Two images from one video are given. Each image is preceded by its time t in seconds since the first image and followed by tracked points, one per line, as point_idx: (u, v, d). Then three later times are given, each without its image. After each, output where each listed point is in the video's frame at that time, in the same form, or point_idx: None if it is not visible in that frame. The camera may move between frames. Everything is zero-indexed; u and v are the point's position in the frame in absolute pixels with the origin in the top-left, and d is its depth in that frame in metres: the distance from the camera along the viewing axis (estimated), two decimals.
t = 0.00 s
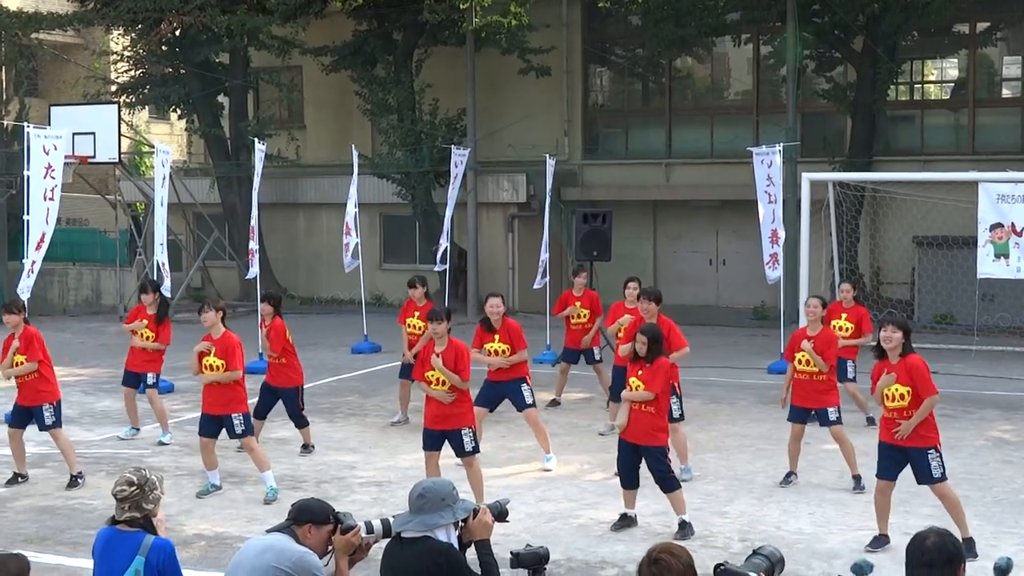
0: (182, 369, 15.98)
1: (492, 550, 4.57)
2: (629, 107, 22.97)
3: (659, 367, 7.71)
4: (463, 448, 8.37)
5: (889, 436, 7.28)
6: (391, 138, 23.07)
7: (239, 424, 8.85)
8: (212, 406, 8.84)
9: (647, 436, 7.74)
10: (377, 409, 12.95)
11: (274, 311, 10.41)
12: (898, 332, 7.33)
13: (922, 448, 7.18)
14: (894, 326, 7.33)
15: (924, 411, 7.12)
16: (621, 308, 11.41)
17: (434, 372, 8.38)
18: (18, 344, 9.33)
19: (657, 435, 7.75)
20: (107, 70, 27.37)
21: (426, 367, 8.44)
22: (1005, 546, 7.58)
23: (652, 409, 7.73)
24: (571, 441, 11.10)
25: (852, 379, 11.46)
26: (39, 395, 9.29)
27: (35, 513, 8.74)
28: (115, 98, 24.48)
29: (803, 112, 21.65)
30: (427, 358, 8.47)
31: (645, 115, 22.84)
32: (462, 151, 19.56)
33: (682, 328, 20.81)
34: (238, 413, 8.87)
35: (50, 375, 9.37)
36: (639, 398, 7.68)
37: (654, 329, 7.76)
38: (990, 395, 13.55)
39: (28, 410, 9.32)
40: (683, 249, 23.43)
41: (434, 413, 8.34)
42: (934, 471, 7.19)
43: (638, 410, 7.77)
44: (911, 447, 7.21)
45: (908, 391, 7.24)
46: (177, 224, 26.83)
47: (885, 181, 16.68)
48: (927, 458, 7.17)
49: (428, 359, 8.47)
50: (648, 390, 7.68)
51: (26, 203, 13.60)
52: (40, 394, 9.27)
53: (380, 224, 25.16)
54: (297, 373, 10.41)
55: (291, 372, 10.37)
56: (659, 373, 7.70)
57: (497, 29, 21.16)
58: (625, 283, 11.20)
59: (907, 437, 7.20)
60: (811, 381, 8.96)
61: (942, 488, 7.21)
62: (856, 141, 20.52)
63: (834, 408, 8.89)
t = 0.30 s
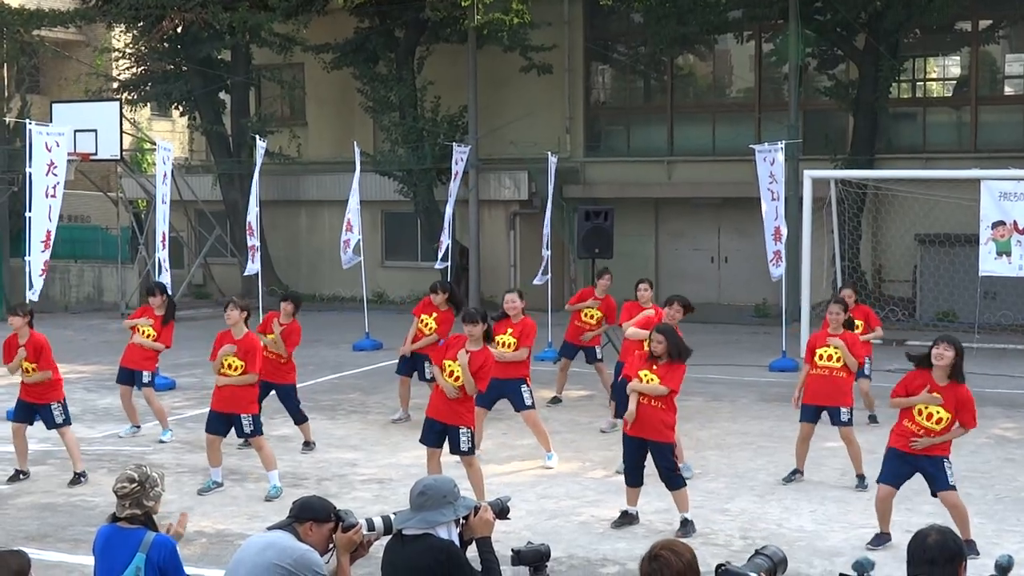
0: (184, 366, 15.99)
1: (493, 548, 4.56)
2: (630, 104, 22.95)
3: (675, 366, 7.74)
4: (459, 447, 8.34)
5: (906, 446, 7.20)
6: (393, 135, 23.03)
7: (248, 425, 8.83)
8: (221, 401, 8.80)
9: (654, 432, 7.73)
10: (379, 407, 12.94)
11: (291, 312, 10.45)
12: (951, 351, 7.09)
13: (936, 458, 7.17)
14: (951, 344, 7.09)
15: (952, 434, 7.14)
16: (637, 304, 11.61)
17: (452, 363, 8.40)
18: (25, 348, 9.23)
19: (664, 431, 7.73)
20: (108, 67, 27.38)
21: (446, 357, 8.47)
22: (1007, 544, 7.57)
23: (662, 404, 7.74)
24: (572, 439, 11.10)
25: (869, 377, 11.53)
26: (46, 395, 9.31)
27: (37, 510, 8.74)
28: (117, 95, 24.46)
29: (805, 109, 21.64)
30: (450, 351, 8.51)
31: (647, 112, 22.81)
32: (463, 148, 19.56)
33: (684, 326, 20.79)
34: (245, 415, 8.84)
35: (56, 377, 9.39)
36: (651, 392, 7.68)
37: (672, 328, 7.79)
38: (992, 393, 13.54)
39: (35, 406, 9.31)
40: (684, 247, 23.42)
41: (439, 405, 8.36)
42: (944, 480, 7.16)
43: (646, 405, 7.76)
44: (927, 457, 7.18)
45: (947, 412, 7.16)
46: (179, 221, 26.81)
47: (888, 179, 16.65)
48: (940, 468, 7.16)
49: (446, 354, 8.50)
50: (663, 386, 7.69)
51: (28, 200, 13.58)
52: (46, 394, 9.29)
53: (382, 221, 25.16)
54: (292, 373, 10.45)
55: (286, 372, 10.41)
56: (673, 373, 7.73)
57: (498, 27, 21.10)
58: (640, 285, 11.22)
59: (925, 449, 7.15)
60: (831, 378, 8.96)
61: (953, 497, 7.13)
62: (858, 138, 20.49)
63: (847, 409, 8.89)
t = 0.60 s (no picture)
0: (188, 364, 16.01)
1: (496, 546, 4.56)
2: (633, 102, 22.94)
3: (655, 357, 7.81)
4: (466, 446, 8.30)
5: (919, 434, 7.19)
6: (396, 133, 23.03)
7: (249, 425, 8.82)
8: (222, 396, 8.81)
9: (649, 430, 7.75)
10: (382, 404, 12.95)
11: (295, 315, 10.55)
12: (958, 348, 7.19)
13: (944, 452, 7.14)
14: (957, 339, 7.20)
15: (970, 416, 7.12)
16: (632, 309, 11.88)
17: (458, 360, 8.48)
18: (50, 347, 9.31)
19: (659, 426, 7.75)
20: (111, 65, 27.40)
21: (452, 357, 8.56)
22: (1011, 541, 7.56)
23: (653, 398, 7.77)
24: (575, 436, 11.10)
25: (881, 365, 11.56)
26: (45, 395, 9.32)
27: (40, 508, 8.75)
28: (120, 93, 24.48)
29: (809, 107, 21.62)
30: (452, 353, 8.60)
31: (650, 110, 22.80)
32: (465, 145, 19.57)
33: (686, 323, 20.79)
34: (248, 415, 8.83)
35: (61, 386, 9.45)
36: (638, 389, 7.74)
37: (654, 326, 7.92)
38: (996, 391, 13.52)
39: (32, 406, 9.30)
40: (688, 244, 23.41)
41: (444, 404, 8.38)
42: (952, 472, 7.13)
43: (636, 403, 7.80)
44: (939, 444, 7.16)
45: (960, 391, 7.17)
46: (182, 218, 26.80)
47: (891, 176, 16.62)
48: (948, 464, 7.13)
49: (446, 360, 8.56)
50: (648, 378, 7.75)
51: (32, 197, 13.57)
52: (47, 394, 9.32)
53: (385, 219, 25.16)
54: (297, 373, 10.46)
55: (289, 371, 10.39)
56: (657, 365, 7.80)
57: (501, 24, 21.07)
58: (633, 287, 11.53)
59: (937, 438, 7.15)
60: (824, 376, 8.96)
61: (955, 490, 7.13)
62: (861, 136, 20.48)
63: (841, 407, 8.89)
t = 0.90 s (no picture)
0: (190, 362, 16.02)
1: (499, 543, 4.57)
2: (635, 99, 22.94)
3: (634, 360, 7.71)
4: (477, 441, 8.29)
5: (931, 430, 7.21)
6: (398, 131, 23.05)
7: (251, 421, 8.81)
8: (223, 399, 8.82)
9: (648, 427, 7.78)
10: (385, 402, 12.95)
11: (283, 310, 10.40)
12: (924, 335, 7.33)
13: (958, 443, 7.14)
14: (922, 328, 7.35)
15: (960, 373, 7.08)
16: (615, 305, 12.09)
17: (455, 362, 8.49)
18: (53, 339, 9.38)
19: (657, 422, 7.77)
20: (113, 63, 27.42)
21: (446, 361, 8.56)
22: (1013, 538, 7.55)
23: (648, 400, 7.76)
24: (577, 434, 11.09)
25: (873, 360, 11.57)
26: (49, 390, 9.30)
27: (42, 506, 8.76)
28: (122, 90, 24.52)
29: (811, 104, 21.62)
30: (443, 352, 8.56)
31: (652, 108, 22.80)
32: (468, 143, 19.54)
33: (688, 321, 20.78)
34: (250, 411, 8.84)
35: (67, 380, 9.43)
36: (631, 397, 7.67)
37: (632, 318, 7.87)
38: (998, 388, 13.51)
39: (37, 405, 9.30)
40: (690, 242, 23.41)
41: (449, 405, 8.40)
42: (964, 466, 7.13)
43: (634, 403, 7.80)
44: (952, 438, 7.16)
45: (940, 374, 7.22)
46: (184, 216, 26.80)
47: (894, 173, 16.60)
48: (962, 455, 7.12)
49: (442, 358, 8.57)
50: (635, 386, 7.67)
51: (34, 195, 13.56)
52: (51, 389, 9.30)
53: (387, 217, 25.17)
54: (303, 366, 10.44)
55: (292, 367, 10.38)
56: (639, 363, 7.71)
57: (503, 22, 21.06)
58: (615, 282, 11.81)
59: (948, 430, 7.15)
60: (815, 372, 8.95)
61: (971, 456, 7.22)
62: (863, 133, 20.46)
63: (836, 400, 8.91)
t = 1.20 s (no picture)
0: (192, 360, 16.03)
1: (501, 541, 4.57)
2: (637, 97, 22.93)
3: (648, 371, 7.70)
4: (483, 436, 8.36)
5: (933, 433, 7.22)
6: (400, 129, 23.06)
7: (265, 415, 8.85)
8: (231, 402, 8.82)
9: (652, 423, 7.78)
10: (387, 400, 12.95)
11: (274, 304, 10.46)
12: (923, 334, 7.23)
13: (961, 444, 7.14)
14: (921, 326, 7.24)
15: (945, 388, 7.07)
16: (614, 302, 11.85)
17: (462, 360, 8.38)
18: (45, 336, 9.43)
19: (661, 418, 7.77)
20: (115, 61, 27.47)
21: (451, 358, 8.43)
22: (1015, 536, 7.55)
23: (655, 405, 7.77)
24: (579, 431, 11.09)
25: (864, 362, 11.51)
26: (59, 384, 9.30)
27: (45, 503, 8.77)
28: (124, 88, 24.54)
29: (813, 101, 21.61)
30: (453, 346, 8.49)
31: (654, 105, 22.80)
32: (470, 141, 19.53)
33: (690, 318, 20.76)
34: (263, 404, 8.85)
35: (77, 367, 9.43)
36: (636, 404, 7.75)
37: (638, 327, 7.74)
38: (1000, 385, 13.49)
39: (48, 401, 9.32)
40: (692, 239, 23.39)
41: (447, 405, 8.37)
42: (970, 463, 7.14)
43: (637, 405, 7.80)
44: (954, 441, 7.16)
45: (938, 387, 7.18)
46: (186, 214, 26.83)
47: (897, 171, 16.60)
48: (966, 454, 7.12)
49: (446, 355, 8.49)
50: (642, 396, 7.73)
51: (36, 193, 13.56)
52: (60, 383, 9.29)
53: (389, 215, 25.16)
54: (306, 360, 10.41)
55: (299, 362, 10.37)
56: (648, 372, 7.71)
57: (505, 20, 21.02)
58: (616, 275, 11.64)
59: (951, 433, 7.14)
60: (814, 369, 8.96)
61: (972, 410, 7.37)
62: (865, 130, 20.43)
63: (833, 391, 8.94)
